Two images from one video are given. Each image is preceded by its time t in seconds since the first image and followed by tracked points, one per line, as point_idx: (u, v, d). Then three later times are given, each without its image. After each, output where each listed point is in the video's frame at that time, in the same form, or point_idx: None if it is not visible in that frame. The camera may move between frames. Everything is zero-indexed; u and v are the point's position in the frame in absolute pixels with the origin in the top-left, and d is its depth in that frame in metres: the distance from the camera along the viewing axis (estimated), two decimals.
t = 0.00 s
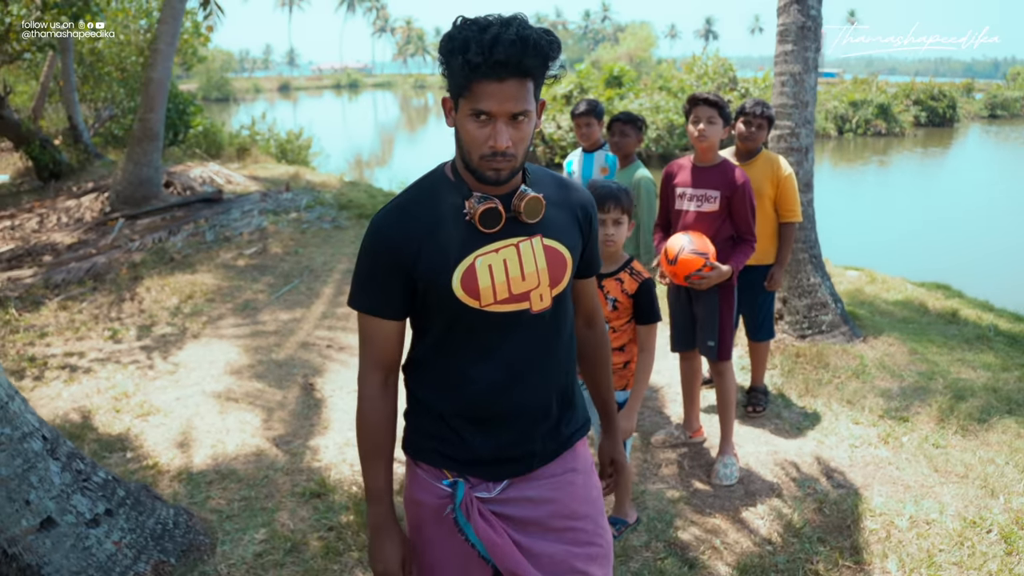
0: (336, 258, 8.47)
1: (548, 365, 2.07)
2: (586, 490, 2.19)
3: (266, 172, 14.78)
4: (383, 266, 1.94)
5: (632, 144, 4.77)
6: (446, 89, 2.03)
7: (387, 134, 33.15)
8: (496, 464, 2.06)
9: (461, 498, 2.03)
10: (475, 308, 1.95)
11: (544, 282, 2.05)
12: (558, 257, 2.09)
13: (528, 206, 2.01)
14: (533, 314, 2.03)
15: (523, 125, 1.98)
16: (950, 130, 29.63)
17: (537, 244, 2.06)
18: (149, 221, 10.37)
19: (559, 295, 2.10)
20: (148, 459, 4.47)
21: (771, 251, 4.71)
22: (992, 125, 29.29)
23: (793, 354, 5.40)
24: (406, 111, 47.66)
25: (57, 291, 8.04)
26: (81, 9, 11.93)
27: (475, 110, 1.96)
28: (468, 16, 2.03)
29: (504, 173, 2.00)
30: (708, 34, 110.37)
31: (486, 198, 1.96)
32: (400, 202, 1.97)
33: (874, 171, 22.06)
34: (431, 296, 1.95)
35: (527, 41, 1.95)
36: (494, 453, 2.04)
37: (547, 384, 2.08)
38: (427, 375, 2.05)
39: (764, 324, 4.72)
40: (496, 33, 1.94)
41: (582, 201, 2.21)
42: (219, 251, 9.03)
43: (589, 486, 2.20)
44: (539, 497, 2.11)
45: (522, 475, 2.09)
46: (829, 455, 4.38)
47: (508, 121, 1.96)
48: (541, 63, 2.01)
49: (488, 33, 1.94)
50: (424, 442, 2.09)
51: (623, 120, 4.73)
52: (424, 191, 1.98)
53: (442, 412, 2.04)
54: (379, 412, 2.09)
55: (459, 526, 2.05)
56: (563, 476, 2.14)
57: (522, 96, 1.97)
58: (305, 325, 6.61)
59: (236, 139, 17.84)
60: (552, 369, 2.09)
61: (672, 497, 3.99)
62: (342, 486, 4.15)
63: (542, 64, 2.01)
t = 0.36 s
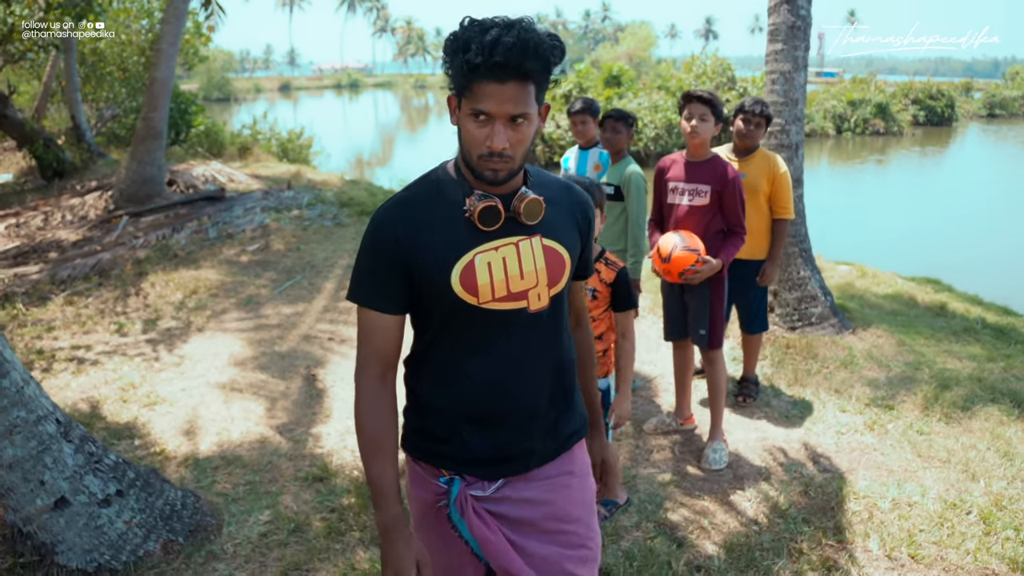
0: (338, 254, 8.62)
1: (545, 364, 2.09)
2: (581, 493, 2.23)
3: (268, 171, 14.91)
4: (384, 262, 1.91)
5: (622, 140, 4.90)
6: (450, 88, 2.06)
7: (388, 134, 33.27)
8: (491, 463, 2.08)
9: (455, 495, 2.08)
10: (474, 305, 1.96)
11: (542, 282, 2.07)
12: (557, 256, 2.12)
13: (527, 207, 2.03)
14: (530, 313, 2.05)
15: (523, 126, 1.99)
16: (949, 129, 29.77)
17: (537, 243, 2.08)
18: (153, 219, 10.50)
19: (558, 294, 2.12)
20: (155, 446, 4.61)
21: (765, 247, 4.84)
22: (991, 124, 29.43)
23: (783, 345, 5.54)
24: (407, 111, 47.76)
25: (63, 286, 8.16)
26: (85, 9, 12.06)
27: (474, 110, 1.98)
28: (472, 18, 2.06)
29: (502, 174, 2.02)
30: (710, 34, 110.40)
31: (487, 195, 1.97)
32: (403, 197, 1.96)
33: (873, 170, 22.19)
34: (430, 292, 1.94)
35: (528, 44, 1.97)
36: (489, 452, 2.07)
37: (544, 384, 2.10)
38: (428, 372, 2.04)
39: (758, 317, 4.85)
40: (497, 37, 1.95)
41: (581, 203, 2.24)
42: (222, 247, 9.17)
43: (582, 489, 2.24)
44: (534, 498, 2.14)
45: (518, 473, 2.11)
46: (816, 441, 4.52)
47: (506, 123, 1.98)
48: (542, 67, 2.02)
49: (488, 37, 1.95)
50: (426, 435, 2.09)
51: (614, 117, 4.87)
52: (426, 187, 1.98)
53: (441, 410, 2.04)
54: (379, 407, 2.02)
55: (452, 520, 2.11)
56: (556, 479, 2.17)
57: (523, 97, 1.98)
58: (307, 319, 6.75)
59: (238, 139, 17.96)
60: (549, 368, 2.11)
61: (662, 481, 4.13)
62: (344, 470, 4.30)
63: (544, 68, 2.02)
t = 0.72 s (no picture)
0: (339, 251, 8.76)
1: (551, 373, 2.05)
2: (580, 513, 2.16)
3: (270, 170, 15.06)
4: (396, 262, 1.87)
5: (617, 137, 5.03)
6: (461, 94, 2.05)
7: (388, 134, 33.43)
8: (494, 474, 2.04)
9: (454, 505, 2.05)
10: (483, 312, 1.91)
11: (552, 292, 2.02)
12: (567, 268, 2.07)
13: (538, 217, 2.00)
14: (537, 324, 2.01)
15: (531, 134, 1.97)
16: (946, 130, 29.96)
17: (548, 253, 2.04)
18: (156, 217, 10.64)
19: (568, 306, 2.08)
20: (162, 433, 4.74)
21: (759, 242, 4.97)
22: (990, 125, 29.61)
23: (774, 338, 5.69)
24: (408, 112, 47.95)
25: (69, 282, 8.31)
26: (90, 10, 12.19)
27: (483, 116, 1.96)
28: (483, 26, 2.04)
29: (509, 182, 2.00)
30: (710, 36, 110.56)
31: (498, 202, 1.94)
32: (417, 202, 1.93)
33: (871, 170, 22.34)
34: (439, 297, 1.90)
35: (533, 53, 1.92)
36: (492, 460, 2.03)
37: (549, 395, 2.05)
38: (435, 377, 2.00)
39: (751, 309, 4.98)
40: (502, 44, 1.92)
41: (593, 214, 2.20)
42: (225, 244, 9.32)
43: (581, 507, 2.17)
44: (530, 516, 2.08)
45: (519, 487, 2.06)
46: (803, 429, 4.66)
47: (513, 130, 1.95)
48: (553, 74, 1.98)
49: (494, 43, 1.93)
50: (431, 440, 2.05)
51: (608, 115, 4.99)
52: (439, 192, 1.96)
53: (447, 416, 2.00)
54: (388, 411, 1.97)
55: (447, 530, 2.07)
56: (557, 496, 2.11)
57: (530, 105, 1.96)
58: (309, 313, 6.90)
59: (240, 138, 18.10)
60: (555, 379, 2.07)
61: (653, 466, 4.28)
62: (346, 455, 4.45)
63: (553, 76, 1.98)
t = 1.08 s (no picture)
0: (340, 248, 8.89)
1: (565, 386, 1.98)
2: (593, 531, 2.11)
3: (271, 169, 15.19)
4: (413, 268, 1.86)
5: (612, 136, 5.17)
6: (483, 99, 2.00)
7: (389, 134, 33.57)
8: (505, 485, 1.98)
9: (462, 517, 2.02)
10: (497, 319, 1.87)
11: (569, 303, 1.96)
12: (587, 280, 2.00)
13: (560, 226, 1.93)
14: (552, 335, 1.95)
15: (552, 142, 1.91)
16: (944, 129, 30.14)
17: (568, 263, 1.97)
18: (159, 215, 10.77)
19: (585, 320, 2.00)
20: (168, 422, 4.87)
21: (757, 240, 5.10)
22: (988, 125, 29.76)
23: (766, 331, 5.82)
24: (408, 112, 48.12)
25: (74, 279, 8.43)
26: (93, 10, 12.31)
27: (504, 122, 1.91)
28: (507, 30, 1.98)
29: (530, 189, 1.95)
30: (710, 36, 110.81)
31: (519, 208, 1.89)
32: (437, 206, 1.91)
33: (868, 170, 22.47)
34: (455, 302, 1.87)
35: (551, 58, 1.86)
36: (502, 471, 1.97)
37: (562, 409, 1.99)
38: (448, 384, 1.97)
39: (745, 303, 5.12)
40: (520, 49, 1.87)
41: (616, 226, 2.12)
42: (228, 242, 9.44)
43: (596, 525, 2.11)
44: (542, 531, 2.04)
45: (529, 501, 2.01)
46: (792, 419, 4.79)
47: (533, 137, 1.90)
48: (573, 80, 1.91)
49: (513, 47, 1.88)
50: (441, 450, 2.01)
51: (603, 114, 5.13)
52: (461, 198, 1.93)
53: (459, 425, 1.96)
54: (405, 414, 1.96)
55: (456, 542, 2.04)
56: (570, 513, 2.06)
57: (552, 112, 1.89)
58: (311, 308, 7.04)
59: (241, 138, 18.24)
60: (569, 392, 2.00)
61: (645, 454, 4.41)
62: (347, 443, 4.59)
63: (575, 83, 1.91)
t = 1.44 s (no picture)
0: (341, 245, 9.04)
1: (583, 384, 1.95)
2: (610, 529, 2.07)
3: (273, 168, 15.33)
4: (434, 258, 1.88)
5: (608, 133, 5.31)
6: (513, 92, 1.99)
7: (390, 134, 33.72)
8: (520, 483, 1.96)
9: (477, 515, 1.97)
10: (515, 313, 1.86)
11: (589, 301, 1.92)
12: (610, 278, 1.95)
13: (583, 222, 1.90)
14: (569, 333, 1.91)
15: (581, 138, 1.90)
16: (942, 129, 30.31)
17: (589, 260, 1.93)
18: (163, 212, 10.90)
19: (604, 319, 1.95)
20: (175, 412, 5.01)
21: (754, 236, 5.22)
22: (987, 125, 29.94)
23: (758, 324, 5.96)
24: (409, 111, 48.29)
25: (80, 274, 8.56)
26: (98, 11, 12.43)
27: (532, 116, 1.90)
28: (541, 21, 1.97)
29: (556, 183, 1.92)
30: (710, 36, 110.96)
31: (543, 202, 1.87)
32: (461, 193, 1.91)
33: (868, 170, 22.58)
34: (474, 295, 1.87)
35: (582, 52, 1.85)
36: (516, 468, 1.95)
37: (579, 408, 1.96)
38: (467, 378, 1.97)
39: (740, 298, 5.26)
40: (552, 41, 1.86)
41: (648, 224, 2.06)
42: (231, 239, 9.58)
43: (611, 525, 2.07)
44: (559, 529, 1.99)
45: (544, 500, 1.97)
46: (783, 409, 4.92)
47: (561, 132, 1.88)
48: (605, 78, 1.90)
49: (544, 40, 1.87)
50: (458, 445, 2.02)
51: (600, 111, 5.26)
52: (485, 186, 1.92)
53: (476, 420, 1.97)
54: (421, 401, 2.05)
55: (471, 541, 1.98)
56: (586, 512, 2.02)
57: (581, 107, 1.88)
58: (313, 302, 7.18)
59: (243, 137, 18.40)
60: (587, 392, 1.97)
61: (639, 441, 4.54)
62: (349, 431, 4.73)
63: (606, 79, 1.89)
